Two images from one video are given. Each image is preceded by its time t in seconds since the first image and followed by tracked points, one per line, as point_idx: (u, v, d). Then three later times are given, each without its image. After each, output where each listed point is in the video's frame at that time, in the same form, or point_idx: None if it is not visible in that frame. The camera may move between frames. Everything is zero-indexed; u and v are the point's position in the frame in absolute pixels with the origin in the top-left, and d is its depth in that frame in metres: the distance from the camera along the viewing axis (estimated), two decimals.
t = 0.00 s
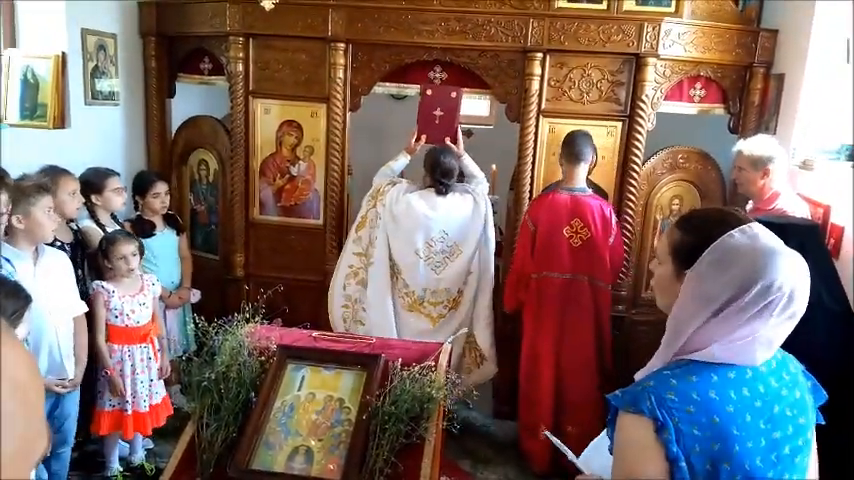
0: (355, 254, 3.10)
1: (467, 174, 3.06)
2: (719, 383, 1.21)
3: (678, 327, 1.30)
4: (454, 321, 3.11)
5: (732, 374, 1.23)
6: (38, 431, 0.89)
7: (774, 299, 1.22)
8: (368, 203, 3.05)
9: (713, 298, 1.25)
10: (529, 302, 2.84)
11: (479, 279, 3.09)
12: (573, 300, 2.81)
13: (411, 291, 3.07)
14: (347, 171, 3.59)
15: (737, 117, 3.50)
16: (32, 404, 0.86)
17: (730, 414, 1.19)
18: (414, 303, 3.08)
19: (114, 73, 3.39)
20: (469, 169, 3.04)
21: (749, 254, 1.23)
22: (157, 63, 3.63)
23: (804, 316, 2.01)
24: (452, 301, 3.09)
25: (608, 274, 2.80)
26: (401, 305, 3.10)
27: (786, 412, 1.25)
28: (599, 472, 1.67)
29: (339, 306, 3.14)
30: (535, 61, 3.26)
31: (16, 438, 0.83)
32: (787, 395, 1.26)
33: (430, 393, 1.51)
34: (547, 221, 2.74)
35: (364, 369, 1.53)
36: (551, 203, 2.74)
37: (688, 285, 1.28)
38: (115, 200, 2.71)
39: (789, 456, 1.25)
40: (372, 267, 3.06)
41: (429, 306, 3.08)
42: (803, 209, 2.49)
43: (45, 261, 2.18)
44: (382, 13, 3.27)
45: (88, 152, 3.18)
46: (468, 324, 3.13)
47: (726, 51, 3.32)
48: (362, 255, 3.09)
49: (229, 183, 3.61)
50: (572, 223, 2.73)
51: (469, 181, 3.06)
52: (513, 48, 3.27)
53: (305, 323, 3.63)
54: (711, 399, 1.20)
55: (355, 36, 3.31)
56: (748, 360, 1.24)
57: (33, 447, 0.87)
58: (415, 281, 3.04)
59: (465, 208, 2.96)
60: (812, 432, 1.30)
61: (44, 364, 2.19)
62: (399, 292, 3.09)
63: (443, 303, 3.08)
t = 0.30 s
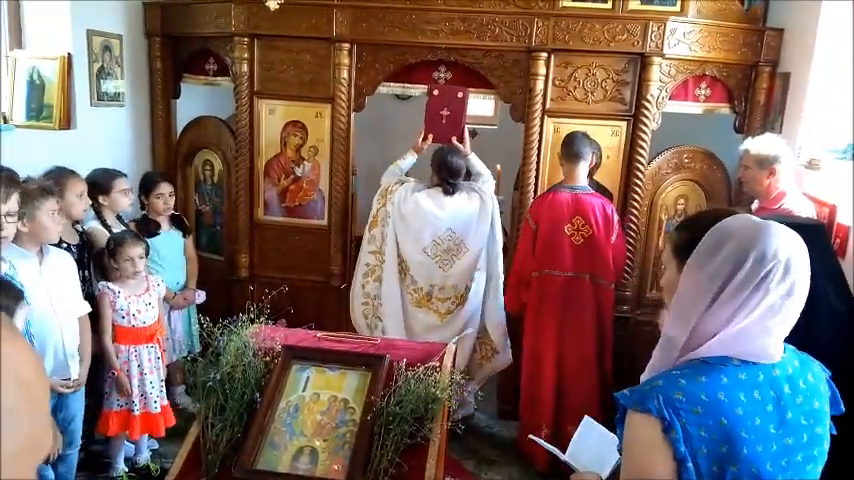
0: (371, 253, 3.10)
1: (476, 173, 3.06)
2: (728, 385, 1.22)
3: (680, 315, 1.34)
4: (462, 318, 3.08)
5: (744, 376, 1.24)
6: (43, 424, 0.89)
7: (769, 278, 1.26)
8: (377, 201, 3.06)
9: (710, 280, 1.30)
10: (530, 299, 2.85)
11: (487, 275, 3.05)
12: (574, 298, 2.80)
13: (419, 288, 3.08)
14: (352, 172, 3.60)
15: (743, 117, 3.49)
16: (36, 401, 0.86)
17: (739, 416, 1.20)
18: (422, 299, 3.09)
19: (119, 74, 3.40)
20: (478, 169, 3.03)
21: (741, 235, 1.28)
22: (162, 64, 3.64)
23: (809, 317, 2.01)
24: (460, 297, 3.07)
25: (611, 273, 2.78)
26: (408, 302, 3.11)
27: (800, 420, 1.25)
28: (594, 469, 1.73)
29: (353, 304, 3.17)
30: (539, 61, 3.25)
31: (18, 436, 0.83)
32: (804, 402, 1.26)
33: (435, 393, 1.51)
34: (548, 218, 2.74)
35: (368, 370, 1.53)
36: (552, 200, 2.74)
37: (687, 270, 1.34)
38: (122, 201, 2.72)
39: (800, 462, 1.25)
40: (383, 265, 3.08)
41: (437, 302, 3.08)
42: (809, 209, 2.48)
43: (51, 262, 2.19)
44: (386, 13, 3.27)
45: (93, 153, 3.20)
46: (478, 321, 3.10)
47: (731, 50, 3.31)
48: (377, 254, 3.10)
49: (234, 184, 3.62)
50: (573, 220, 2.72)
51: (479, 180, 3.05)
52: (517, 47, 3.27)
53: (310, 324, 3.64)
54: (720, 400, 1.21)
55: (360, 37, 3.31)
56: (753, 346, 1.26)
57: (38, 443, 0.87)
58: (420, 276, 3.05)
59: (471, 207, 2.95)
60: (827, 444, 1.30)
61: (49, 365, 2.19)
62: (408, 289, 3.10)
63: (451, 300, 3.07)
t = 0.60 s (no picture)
0: (378, 248, 3.15)
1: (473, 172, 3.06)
2: (728, 382, 1.23)
3: (676, 316, 1.35)
4: (457, 314, 3.06)
5: (743, 372, 1.24)
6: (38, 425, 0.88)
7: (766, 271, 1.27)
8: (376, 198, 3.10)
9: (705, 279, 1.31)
10: (532, 298, 2.84)
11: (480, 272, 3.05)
12: (578, 298, 2.80)
13: (414, 285, 3.08)
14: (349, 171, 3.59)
15: (739, 117, 3.50)
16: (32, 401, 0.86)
17: (739, 414, 1.20)
18: (417, 295, 3.08)
19: (116, 73, 3.39)
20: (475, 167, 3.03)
21: (732, 232, 1.30)
22: (159, 64, 3.63)
23: (807, 316, 2.02)
24: (454, 294, 3.05)
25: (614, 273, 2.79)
26: (403, 299, 3.11)
27: (801, 417, 1.25)
28: (599, 467, 1.71)
29: (366, 295, 3.20)
30: (537, 60, 3.25)
31: (19, 436, 0.83)
32: (805, 399, 1.26)
33: (433, 392, 1.51)
34: (552, 218, 2.73)
35: (366, 368, 1.53)
36: (557, 201, 2.72)
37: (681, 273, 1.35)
38: (121, 200, 2.72)
39: (800, 459, 1.25)
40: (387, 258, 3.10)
41: (430, 298, 3.07)
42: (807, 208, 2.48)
43: (51, 260, 2.18)
44: (384, 13, 3.27)
45: (90, 153, 3.19)
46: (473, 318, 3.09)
47: (728, 49, 3.32)
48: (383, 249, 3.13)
49: (231, 183, 3.61)
50: (578, 220, 2.71)
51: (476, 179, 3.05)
52: (514, 47, 3.27)
53: (307, 323, 3.63)
54: (721, 397, 1.21)
55: (357, 36, 3.31)
56: (751, 340, 1.26)
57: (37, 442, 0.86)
58: (414, 273, 3.05)
59: (464, 204, 2.94)
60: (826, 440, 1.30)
61: (49, 362, 2.18)
62: (405, 284, 3.10)
63: (445, 297, 3.05)
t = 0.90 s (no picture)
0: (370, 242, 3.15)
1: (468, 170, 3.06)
2: (724, 378, 1.24)
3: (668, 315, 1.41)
4: (443, 310, 3.06)
5: (739, 368, 1.26)
6: (32, 426, 0.97)
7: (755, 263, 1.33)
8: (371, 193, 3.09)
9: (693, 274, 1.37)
10: (543, 295, 2.84)
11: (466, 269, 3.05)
12: (590, 298, 2.78)
13: (401, 281, 3.08)
14: (348, 169, 3.59)
15: (739, 114, 3.50)
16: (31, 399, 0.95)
17: (735, 409, 1.22)
18: (403, 289, 3.09)
19: (114, 71, 3.38)
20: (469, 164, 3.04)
21: (724, 231, 1.37)
22: (158, 61, 3.63)
23: (806, 315, 2.01)
24: (440, 291, 3.05)
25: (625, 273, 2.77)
26: (392, 295, 3.12)
27: (798, 412, 1.27)
28: (602, 466, 1.72)
29: (361, 286, 3.21)
30: (536, 58, 3.24)
31: (18, 433, 0.90)
32: (801, 394, 1.28)
33: (432, 392, 1.51)
34: (568, 217, 2.72)
35: (365, 367, 1.53)
36: (574, 200, 2.71)
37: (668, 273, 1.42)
38: (121, 198, 2.72)
39: (799, 455, 1.26)
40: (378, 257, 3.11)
41: (416, 294, 3.07)
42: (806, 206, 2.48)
43: (49, 257, 2.18)
44: (383, 10, 3.26)
45: (88, 151, 3.19)
46: (459, 315, 3.09)
47: (728, 47, 3.31)
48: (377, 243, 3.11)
49: (230, 181, 3.61)
50: (593, 219, 2.70)
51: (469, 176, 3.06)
52: (514, 44, 3.26)
53: (306, 321, 3.63)
54: (717, 393, 1.23)
55: (356, 33, 3.30)
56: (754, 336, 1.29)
57: (34, 442, 0.94)
58: (400, 268, 3.06)
59: (450, 201, 2.94)
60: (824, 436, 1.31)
61: (48, 359, 2.17)
62: (393, 279, 3.11)
63: (431, 293, 3.05)
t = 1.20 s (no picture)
0: (357, 236, 3.17)
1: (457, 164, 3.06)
2: (720, 379, 1.24)
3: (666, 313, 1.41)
4: (428, 306, 3.09)
5: (734, 370, 1.26)
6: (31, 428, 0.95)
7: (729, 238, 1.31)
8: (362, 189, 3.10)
9: (673, 260, 1.40)
10: (549, 295, 2.85)
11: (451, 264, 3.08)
12: (597, 297, 2.79)
13: (387, 275, 3.09)
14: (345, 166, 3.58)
15: (735, 113, 3.50)
16: (36, 400, 0.94)
17: (731, 411, 1.22)
18: (390, 284, 3.10)
19: (110, 66, 3.37)
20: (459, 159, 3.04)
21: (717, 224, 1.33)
22: (153, 57, 3.61)
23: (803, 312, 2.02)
24: (424, 286, 3.07)
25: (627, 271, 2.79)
26: (379, 290, 3.13)
27: (792, 411, 1.27)
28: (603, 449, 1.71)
29: (344, 281, 3.23)
30: (533, 55, 3.24)
31: (17, 438, 0.89)
32: (797, 394, 1.28)
33: (429, 387, 1.51)
34: (575, 215, 2.73)
35: (362, 363, 1.53)
36: (580, 199, 2.73)
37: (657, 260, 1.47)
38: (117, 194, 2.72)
39: (794, 455, 1.27)
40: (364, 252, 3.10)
41: (401, 289, 3.09)
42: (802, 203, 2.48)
43: (45, 254, 2.17)
44: (379, 7, 3.26)
45: (83, 146, 3.17)
46: (442, 310, 3.11)
47: (724, 45, 3.32)
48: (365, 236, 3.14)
49: (225, 177, 3.59)
50: (601, 218, 2.72)
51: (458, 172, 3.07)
52: (511, 41, 3.26)
53: (303, 318, 3.62)
54: (713, 395, 1.22)
55: (353, 30, 3.30)
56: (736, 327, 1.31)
57: (35, 441, 0.94)
58: (386, 262, 3.06)
59: (435, 197, 2.93)
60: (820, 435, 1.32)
61: (42, 357, 2.16)
62: (379, 273, 3.11)
63: (416, 288, 3.07)
